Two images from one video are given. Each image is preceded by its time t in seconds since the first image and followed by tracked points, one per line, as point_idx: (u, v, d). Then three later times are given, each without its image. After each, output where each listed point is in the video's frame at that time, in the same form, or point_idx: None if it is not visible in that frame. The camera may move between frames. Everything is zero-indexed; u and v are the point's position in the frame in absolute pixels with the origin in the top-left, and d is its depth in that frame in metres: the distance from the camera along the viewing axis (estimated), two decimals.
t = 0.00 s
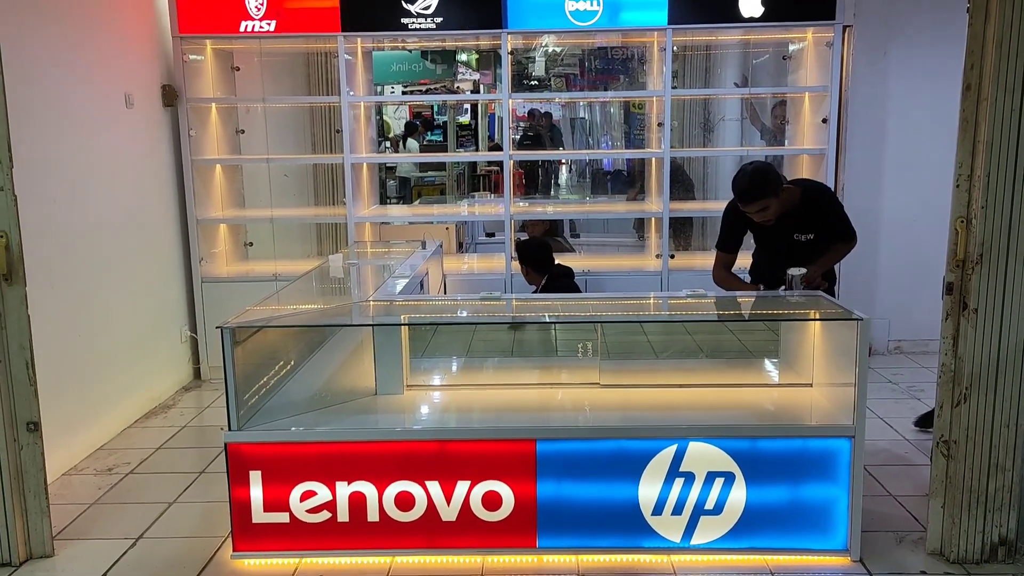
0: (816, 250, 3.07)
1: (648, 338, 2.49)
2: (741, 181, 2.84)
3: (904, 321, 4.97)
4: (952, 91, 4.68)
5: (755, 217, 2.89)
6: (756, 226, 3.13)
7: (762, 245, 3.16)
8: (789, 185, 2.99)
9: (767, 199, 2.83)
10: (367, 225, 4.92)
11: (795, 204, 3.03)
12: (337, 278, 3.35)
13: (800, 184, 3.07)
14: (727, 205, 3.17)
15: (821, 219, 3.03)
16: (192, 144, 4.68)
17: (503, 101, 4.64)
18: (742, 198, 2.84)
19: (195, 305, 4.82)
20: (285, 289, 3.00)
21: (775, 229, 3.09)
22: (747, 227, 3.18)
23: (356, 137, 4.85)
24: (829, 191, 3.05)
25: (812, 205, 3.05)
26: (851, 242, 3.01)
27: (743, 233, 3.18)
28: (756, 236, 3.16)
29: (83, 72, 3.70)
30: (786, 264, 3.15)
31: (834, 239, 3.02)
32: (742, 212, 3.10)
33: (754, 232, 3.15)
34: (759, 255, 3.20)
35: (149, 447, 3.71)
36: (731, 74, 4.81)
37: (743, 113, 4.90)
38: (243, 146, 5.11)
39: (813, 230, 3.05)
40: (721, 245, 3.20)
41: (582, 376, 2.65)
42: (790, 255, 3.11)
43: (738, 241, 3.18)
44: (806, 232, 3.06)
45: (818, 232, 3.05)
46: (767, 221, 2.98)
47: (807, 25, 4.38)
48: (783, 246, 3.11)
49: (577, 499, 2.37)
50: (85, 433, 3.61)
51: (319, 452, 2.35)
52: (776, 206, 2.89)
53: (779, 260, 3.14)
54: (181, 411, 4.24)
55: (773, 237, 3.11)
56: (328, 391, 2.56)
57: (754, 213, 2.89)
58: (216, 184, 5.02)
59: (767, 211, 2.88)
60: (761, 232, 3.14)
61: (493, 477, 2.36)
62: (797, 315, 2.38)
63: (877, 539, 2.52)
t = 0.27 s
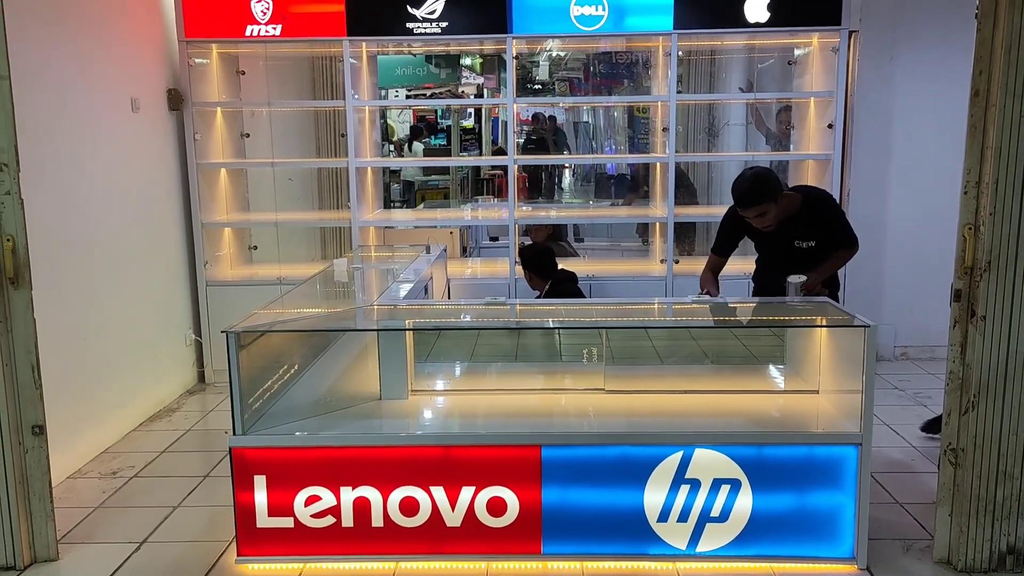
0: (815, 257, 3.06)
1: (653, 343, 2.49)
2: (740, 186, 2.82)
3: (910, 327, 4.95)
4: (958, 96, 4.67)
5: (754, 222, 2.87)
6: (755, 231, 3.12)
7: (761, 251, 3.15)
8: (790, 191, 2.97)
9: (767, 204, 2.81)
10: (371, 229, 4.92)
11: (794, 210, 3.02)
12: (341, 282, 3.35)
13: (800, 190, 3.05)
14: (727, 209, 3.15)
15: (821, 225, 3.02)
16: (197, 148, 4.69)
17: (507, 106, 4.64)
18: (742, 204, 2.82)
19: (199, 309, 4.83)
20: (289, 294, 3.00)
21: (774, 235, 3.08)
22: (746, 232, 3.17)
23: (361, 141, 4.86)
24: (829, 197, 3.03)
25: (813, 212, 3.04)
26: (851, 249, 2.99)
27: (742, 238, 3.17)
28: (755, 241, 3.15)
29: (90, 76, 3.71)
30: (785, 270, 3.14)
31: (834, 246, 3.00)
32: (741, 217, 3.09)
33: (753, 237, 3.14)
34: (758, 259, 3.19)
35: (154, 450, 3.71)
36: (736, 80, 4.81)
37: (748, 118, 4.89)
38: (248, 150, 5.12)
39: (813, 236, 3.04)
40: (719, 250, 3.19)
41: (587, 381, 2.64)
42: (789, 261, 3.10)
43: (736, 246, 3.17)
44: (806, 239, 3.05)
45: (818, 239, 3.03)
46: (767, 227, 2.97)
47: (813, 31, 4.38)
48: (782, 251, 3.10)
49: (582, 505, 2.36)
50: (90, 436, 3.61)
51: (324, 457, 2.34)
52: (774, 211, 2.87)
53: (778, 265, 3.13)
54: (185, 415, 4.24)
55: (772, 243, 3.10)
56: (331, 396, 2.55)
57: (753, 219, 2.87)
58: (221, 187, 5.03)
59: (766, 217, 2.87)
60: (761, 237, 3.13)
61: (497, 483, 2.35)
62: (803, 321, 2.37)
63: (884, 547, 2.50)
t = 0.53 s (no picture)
0: (825, 263, 3.06)
1: (654, 350, 2.48)
2: (746, 194, 2.83)
3: (913, 334, 4.94)
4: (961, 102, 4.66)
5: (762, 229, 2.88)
6: (764, 239, 3.12)
7: (770, 259, 3.15)
8: (797, 198, 2.98)
9: (773, 211, 2.83)
10: (372, 234, 4.90)
11: (802, 217, 3.02)
12: (343, 288, 3.33)
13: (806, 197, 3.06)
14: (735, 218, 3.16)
15: (829, 232, 3.02)
16: (198, 152, 4.68)
17: (510, 111, 4.65)
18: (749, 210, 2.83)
19: (200, 314, 4.81)
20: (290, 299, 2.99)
21: (783, 243, 3.08)
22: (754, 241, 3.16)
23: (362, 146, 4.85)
24: (837, 204, 3.04)
25: (821, 218, 3.04)
26: (860, 255, 2.99)
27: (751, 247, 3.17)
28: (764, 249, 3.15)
29: (92, 80, 3.70)
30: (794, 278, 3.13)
31: (842, 252, 3.00)
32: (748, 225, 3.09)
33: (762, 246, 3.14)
34: (767, 268, 3.19)
35: (154, 457, 3.69)
36: (737, 85, 4.80)
37: (749, 124, 4.89)
38: (249, 154, 5.11)
39: (821, 243, 3.04)
40: (730, 259, 3.18)
41: (591, 389, 2.64)
42: (798, 269, 3.09)
43: (746, 254, 3.16)
44: (815, 246, 3.05)
45: (827, 245, 3.04)
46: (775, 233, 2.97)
47: (816, 37, 4.38)
48: (791, 259, 3.10)
49: (587, 513, 2.34)
50: (90, 442, 3.59)
51: (327, 464, 2.32)
52: (780, 218, 2.89)
53: (787, 274, 3.12)
54: (185, 421, 4.22)
55: (781, 251, 3.09)
56: (334, 403, 2.54)
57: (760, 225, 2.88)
58: (222, 192, 5.01)
59: (773, 223, 2.88)
60: (769, 246, 3.13)
61: (502, 490, 2.33)
62: (808, 329, 2.36)
63: (891, 557, 2.49)
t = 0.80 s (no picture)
0: (845, 270, 3.03)
1: (653, 359, 2.47)
2: (770, 199, 2.81)
3: (912, 342, 4.96)
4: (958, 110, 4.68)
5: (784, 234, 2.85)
6: (784, 246, 3.09)
7: (789, 266, 3.12)
8: (818, 204, 2.96)
9: (797, 215, 2.81)
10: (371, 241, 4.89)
11: (823, 224, 3.00)
12: (343, 296, 3.31)
13: (827, 204, 3.04)
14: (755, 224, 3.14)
15: (849, 239, 2.99)
16: (197, 159, 4.65)
17: (511, 120, 4.65)
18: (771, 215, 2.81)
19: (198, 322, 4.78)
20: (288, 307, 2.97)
21: (803, 250, 3.06)
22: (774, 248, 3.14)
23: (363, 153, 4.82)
24: (859, 211, 3.01)
25: (841, 225, 3.01)
26: (881, 262, 2.96)
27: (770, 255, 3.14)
28: (783, 256, 3.12)
29: (92, 87, 3.68)
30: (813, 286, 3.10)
31: (863, 260, 2.97)
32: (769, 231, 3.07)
33: (781, 253, 3.11)
34: (786, 275, 3.16)
35: (152, 467, 3.65)
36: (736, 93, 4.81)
37: (748, 132, 4.91)
38: (247, 161, 5.09)
39: (841, 250, 3.01)
40: (750, 267, 3.15)
41: (596, 399, 2.62)
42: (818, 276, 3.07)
43: (765, 262, 3.13)
44: (835, 253, 3.02)
45: (847, 252, 3.01)
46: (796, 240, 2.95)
47: (815, 45, 4.39)
48: (811, 266, 3.07)
49: (594, 526, 2.32)
50: (89, 453, 3.55)
51: (331, 476, 2.30)
52: (806, 222, 2.87)
53: (806, 281, 3.10)
54: (184, 430, 4.18)
55: (800, 258, 3.07)
56: (335, 414, 2.51)
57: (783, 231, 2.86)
58: (221, 200, 4.99)
59: (796, 229, 2.85)
60: (789, 252, 3.10)
61: (508, 502, 2.31)
62: (814, 339, 2.35)
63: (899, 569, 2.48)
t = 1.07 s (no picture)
0: (867, 282, 3.01)
1: (657, 367, 2.49)
2: (810, 204, 2.79)
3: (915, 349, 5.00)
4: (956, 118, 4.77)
5: (820, 241, 2.84)
6: (809, 251, 3.09)
7: (812, 270, 3.12)
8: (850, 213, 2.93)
9: (834, 224, 2.79)
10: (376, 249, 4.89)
11: (851, 232, 2.97)
12: (349, 303, 3.32)
13: (859, 213, 3.00)
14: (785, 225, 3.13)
15: (876, 252, 2.96)
16: (201, 166, 4.64)
17: (516, 127, 4.64)
18: (805, 218, 2.80)
19: (201, 330, 4.76)
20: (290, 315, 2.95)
21: (828, 256, 3.05)
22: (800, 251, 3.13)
23: (366, 160, 4.82)
24: (891, 226, 2.96)
25: (870, 237, 2.98)
26: (904, 279, 2.93)
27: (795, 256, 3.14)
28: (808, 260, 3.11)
29: (95, 94, 3.66)
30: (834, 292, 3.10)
31: (887, 274, 2.94)
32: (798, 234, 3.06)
33: (807, 256, 3.11)
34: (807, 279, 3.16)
35: (157, 476, 3.63)
36: (737, 99, 4.83)
37: (749, 138, 4.93)
38: (250, 168, 5.07)
39: (866, 262, 2.99)
40: (772, 268, 3.16)
41: (607, 407, 2.62)
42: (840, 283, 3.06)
43: (788, 263, 3.14)
44: (859, 264, 3.00)
45: (871, 264, 2.98)
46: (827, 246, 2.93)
47: (820, 53, 4.40)
48: (834, 274, 3.06)
49: (606, 536, 2.30)
50: (93, 462, 3.53)
51: (343, 485, 2.28)
52: (841, 230, 2.85)
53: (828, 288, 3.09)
54: (187, 439, 4.17)
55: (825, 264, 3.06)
56: (343, 424, 2.49)
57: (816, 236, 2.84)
58: (223, 207, 4.97)
59: (832, 237, 2.84)
60: (814, 257, 3.09)
61: (520, 512, 2.30)
62: (822, 347, 2.37)
63: None
